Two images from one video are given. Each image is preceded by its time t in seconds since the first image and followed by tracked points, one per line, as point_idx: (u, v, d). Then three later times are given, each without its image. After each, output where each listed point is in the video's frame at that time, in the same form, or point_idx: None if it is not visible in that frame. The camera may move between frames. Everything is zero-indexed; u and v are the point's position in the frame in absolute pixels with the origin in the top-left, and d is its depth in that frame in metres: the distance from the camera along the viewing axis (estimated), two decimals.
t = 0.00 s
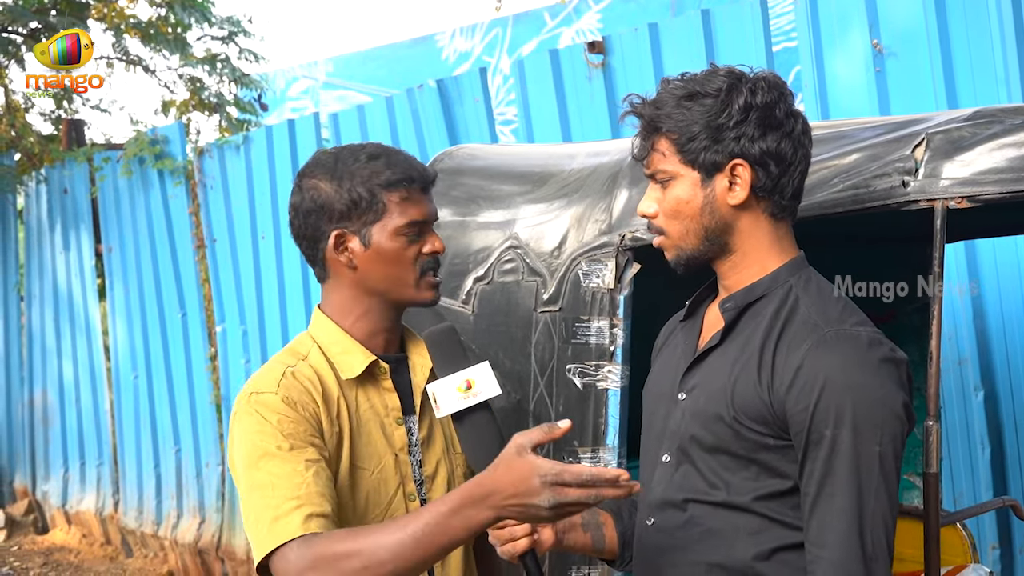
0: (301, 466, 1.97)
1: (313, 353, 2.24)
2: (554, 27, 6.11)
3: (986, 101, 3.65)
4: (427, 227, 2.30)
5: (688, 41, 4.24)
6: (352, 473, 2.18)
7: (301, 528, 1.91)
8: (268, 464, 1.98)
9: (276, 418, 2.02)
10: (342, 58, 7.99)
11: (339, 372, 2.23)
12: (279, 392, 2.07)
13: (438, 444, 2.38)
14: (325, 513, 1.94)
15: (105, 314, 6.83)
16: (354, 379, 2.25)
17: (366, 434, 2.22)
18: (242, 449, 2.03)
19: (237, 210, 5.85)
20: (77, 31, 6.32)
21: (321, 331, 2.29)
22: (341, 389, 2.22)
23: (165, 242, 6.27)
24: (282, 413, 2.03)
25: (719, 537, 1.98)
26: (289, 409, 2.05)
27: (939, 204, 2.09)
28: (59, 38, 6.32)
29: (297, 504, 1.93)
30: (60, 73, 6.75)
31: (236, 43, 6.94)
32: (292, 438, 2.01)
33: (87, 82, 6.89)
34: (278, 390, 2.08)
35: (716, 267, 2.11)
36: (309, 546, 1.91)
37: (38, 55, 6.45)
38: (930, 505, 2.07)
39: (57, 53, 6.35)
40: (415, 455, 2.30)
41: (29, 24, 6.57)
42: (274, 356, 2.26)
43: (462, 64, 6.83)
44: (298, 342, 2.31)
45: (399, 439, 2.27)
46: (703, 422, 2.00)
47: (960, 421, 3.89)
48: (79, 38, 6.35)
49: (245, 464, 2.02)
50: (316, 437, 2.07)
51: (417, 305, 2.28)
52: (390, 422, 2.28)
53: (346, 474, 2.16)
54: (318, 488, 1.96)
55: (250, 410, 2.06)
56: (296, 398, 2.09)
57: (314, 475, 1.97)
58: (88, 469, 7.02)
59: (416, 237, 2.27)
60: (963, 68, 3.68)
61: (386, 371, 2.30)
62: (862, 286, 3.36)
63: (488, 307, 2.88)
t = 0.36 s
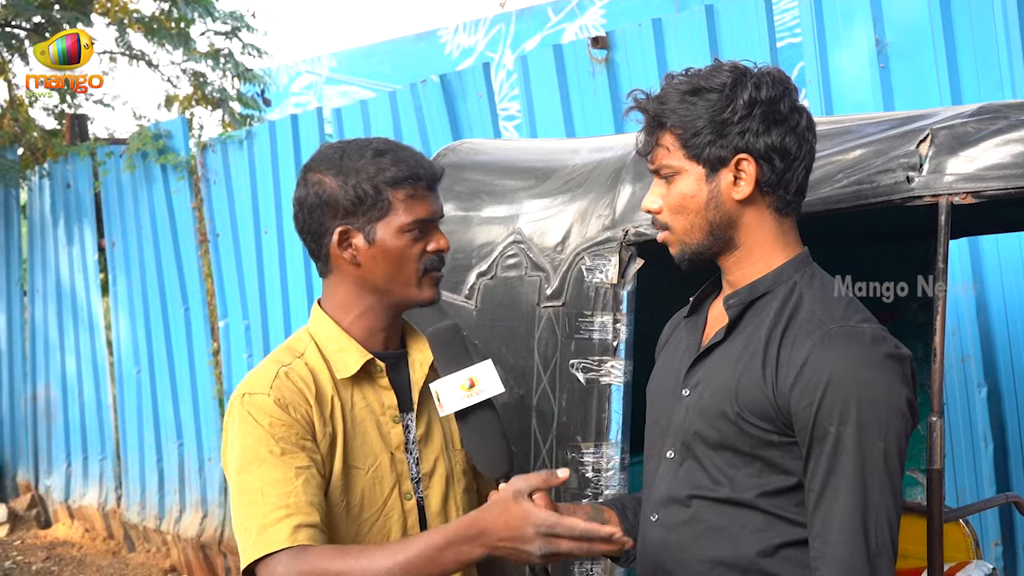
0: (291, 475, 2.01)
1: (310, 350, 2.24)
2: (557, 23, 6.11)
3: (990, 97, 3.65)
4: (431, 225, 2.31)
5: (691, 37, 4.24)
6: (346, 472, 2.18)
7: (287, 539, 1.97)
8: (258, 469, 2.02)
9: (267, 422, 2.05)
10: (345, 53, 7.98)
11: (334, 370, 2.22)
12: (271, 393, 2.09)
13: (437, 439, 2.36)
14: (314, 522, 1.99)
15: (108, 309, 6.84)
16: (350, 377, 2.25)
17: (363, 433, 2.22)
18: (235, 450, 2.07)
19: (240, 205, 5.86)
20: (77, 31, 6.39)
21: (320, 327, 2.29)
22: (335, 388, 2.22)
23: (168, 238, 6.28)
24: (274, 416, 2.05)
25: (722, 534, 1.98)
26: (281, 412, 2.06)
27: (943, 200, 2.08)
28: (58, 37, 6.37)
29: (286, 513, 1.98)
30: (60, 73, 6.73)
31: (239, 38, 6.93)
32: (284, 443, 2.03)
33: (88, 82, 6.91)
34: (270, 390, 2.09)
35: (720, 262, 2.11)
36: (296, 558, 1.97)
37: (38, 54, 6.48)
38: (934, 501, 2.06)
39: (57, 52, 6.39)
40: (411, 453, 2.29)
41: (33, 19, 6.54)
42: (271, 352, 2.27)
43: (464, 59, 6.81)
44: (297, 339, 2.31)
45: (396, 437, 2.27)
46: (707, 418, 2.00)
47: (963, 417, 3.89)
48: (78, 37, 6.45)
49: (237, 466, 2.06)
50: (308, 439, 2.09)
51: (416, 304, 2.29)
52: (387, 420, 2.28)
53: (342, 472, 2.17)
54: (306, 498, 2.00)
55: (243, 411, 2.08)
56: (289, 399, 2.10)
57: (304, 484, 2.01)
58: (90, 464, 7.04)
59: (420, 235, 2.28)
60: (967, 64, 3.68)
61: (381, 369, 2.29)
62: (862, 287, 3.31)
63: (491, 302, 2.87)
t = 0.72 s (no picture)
0: (279, 476, 2.01)
1: (303, 348, 2.25)
2: (556, 18, 6.11)
3: (988, 93, 3.65)
4: (423, 219, 2.30)
5: (691, 32, 4.23)
6: (339, 471, 2.19)
7: (275, 542, 1.97)
8: (247, 470, 2.02)
9: (257, 422, 2.05)
10: (344, 48, 7.98)
11: (326, 368, 2.22)
12: (262, 392, 2.08)
13: (430, 436, 2.36)
14: (301, 525, 1.99)
15: (107, 304, 6.84)
16: (342, 375, 2.24)
17: (354, 431, 2.22)
18: (224, 450, 2.07)
19: (239, 200, 5.85)
20: (78, 31, 6.34)
21: (312, 323, 2.30)
22: (328, 386, 2.22)
23: (167, 233, 6.27)
24: (263, 416, 2.05)
25: (722, 530, 1.98)
26: (270, 412, 2.06)
27: (943, 195, 2.08)
28: (58, 37, 6.32)
29: (274, 515, 1.98)
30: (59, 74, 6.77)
31: (238, 33, 6.92)
32: (273, 444, 2.03)
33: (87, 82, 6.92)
34: (260, 390, 2.09)
35: (718, 258, 2.11)
36: (283, 560, 1.97)
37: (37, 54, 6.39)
38: (932, 496, 2.07)
39: (57, 52, 6.34)
40: (404, 450, 2.30)
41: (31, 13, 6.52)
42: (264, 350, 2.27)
43: (464, 54, 6.83)
44: (290, 335, 2.31)
45: (389, 435, 2.27)
46: (706, 415, 2.00)
47: (962, 413, 3.90)
48: (79, 38, 6.38)
49: (226, 466, 2.06)
50: (298, 438, 2.09)
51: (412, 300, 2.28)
52: (379, 418, 2.28)
53: (335, 471, 2.17)
54: (294, 499, 2.00)
55: (232, 411, 2.08)
56: (279, 398, 2.10)
57: (293, 485, 2.01)
58: (90, 459, 7.04)
59: (413, 230, 2.27)
60: (966, 60, 3.69)
61: (374, 366, 2.29)
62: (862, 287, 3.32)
63: (490, 297, 2.87)
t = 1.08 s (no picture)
0: (272, 477, 2.01)
1: (297, 350, 2.24)
2: (555, 19, 6.11)
3: (988, 94, 3.65)
4: (420, 220, 2.30)
5: (690, 33, 4.24)
6: (332, 474, 2.18)
7: (265, 542, 1.97)
8: (239, 471, 2.02)
9: (249, 423, 2.04)
10: (343, 48, 7.98)
11: (320, 370, 2.22)
12: (255, 394, 2.08)
13: (425, 440, 2.36)
14: (292, 526, 2.00)
15: (106, 304, 6.84)
16: (337, 376, 2.24)
17: (348, 433, 2.22)
18: (216, 449, 2.07)
19: (238, 201, 5.85)
20: (77, 31, 6.33)
21: (307, 324, 2.29)
22: (322, 387, 2.22)
23: (166, 233, 6.27)
24: (256, 417, 2.05)
25: (720, 531, 1.98)
26: (263, 413, 2.06)
27: (942, 196, 2.08)
28: (58, 37, 6.31)
29: (265, 515, 1.98)
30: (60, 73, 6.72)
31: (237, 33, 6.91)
32: (266, 445, 2.03)
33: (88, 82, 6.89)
34: (253, 391, 2.08)
35: (717, 259, 2.11)
36: (273, 560, 1.97)
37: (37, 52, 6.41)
38: (930, 497, 2.06)
39: (57, 53, 6.33)
40: (399, 452, 2.30)
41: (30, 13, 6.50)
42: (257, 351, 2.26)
43: (463, 55, 6.83)
44: (285, 337, 2.31)
45: (382, 437, 2.27)
46: (704, 417, 2.00)
47: (961, 414, 3.89)
48: (79, 38, 6.37)
49: (218, 466, 2.05)
50: (291, 441, 2.09)
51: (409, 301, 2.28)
52: (373, 420, 2.27)
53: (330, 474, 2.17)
54: (286, 500, 2.00)
55: (225, 411, 2.08)
56: (272, 400, 2.09)
57: (285, 486, 2.01)
58: (89, 459, 7.03)
59: (409, 230, 2.28)
60: (966, 60, 3.68)
61: (369, 368, 2.29)
62: (862, 287, 3.34)
63: (490, 298, 2.87)
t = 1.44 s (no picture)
0: (244, 512, 2.02)
1: (305, 354, 2.24)
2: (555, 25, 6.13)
3: (987, 100, 3.66)
4: (419, 216, 2.31)
5: (690, 39, 4.25)
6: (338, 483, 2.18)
7: None
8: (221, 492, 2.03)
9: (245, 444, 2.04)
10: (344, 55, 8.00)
11: (328, 376, 2.23)
12: (260, 408, 2.07)
13: (430, 446, 2.37)
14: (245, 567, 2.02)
15: (106, 310, 6.85)
16: (346, 382, 2.25)
17: (354, 442, 2.23)
18: (212, 459, 2.07)
19: (238, 207, 5.86)
20: (78, 31, 6.33)
21: (313, 330, 2.30)
22: (328, 394, 2.22)
23: (167, 239, 6.28)
24: (253, 438, 2.05)
25: (721, 537, 1.98)
26: (263, 432, 2.06)
27: (940, 203, 2.09)
28: (58, 37, 6.32)
29: (225, 550, 2.00)
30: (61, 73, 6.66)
31: (237, 40, 6.94)
32: (254, 472, 2.04)
33: (88, 83, 6.86)
34: (259, 405, 2.08)
35: (719, 266, 2.12)
36: None
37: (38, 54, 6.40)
38: (930, 503, 2.06)
39: (57, 52, 6.34)
40: (404, 460, 2.31)
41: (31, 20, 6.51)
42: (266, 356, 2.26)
43: (463, 62, 6.85)
44: (291, 341, 2.31)
45: (389, 445, 2.28)
46: (706, 422, 2.01)
47: (961, 420, 3.89)
48: (79, 38, 6.36)
49: (207, 477, 2.06)
50: (285, 465, 2.09)
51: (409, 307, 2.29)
52: (380, 428, 2.29)
53: (334, 485, 2.17)
54: (247, 540, 2.02)
55: (227, 423, 2.07)
56: (276, 415, 2.09)
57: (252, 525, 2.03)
58: (89, 465, 7.04)
59: (409, 226, 2.28)
60: (964, 67, 3.69)
61: (376, 376, 2.30)
62: (862, 287, 3.35)
63: (490, 305, 2.88)
